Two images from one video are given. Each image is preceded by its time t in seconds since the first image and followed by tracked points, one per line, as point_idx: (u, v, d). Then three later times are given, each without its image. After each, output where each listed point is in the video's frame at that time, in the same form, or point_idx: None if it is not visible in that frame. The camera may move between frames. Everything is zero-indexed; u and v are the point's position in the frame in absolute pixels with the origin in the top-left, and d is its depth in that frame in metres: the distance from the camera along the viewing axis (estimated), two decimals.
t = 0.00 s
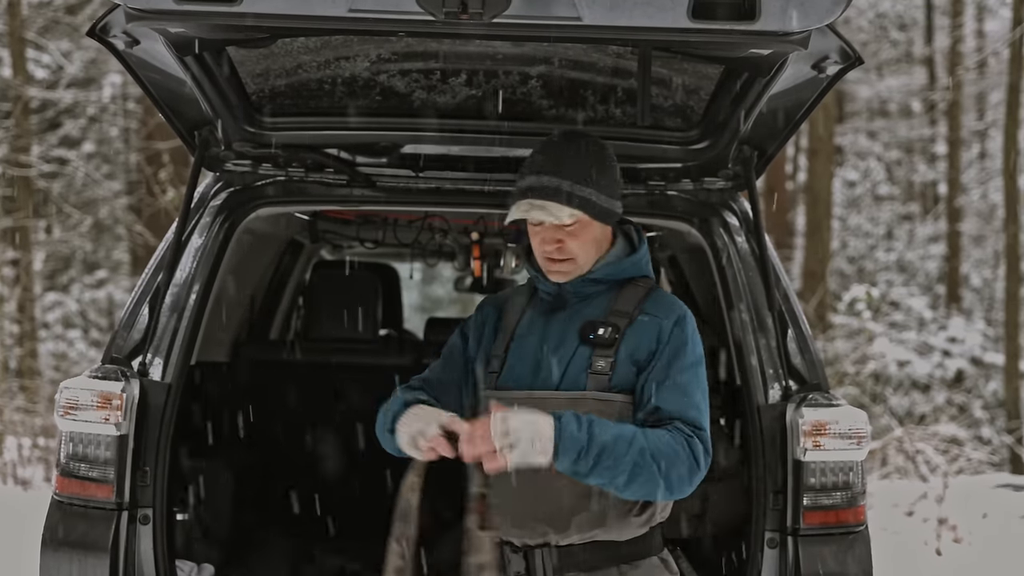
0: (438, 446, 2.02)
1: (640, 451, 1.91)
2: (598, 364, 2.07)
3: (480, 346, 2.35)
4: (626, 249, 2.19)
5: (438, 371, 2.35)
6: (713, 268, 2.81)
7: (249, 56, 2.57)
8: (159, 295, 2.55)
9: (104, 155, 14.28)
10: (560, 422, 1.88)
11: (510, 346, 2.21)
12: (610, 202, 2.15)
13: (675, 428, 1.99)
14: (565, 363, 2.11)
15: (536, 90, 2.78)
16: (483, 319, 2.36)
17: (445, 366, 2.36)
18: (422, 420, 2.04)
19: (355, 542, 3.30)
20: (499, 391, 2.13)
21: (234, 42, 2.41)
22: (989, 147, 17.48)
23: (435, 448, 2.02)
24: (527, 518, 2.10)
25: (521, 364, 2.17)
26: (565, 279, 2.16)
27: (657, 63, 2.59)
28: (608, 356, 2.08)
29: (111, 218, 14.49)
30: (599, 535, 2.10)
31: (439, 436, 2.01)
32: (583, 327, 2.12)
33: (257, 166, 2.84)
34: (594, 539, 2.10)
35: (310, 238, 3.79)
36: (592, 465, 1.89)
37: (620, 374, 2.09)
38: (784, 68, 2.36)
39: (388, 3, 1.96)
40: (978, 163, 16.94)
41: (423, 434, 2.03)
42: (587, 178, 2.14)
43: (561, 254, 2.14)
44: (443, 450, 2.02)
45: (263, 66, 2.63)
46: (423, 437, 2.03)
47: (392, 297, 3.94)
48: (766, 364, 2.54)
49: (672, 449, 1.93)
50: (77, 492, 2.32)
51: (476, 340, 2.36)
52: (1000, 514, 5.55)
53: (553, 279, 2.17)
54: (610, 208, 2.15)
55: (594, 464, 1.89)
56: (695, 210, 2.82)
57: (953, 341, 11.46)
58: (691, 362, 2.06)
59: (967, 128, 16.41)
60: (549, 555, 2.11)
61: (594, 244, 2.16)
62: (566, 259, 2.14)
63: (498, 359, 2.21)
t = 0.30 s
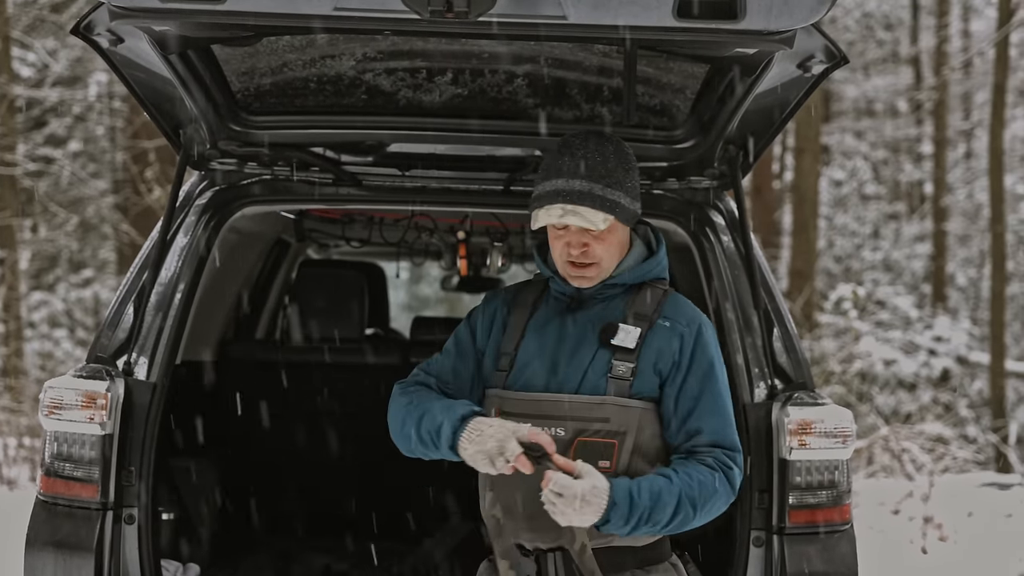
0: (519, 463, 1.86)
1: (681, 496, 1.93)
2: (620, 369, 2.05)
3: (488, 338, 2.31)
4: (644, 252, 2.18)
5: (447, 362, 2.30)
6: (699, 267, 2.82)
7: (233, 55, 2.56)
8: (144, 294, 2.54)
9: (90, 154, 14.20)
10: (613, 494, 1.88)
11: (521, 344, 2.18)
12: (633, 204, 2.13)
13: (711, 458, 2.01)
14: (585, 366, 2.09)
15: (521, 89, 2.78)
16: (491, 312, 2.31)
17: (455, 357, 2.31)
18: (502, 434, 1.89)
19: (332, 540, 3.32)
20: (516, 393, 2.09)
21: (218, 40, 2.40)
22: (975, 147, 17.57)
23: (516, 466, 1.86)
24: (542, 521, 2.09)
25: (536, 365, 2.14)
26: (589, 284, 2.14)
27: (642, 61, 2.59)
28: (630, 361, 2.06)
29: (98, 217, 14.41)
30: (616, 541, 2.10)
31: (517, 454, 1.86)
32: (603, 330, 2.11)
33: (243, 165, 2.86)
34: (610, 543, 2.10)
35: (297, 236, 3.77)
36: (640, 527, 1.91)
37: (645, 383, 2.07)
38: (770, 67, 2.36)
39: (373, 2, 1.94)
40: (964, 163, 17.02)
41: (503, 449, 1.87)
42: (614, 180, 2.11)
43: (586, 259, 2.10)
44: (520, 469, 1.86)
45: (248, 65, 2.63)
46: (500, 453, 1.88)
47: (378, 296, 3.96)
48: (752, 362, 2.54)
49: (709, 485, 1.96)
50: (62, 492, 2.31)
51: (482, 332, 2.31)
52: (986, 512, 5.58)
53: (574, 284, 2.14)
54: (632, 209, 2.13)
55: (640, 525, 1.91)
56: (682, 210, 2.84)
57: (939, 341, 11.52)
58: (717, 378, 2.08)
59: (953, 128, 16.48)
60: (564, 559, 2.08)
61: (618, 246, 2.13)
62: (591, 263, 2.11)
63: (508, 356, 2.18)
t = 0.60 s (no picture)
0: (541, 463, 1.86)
1: (688, 489, 1.96)
2: (636, 376, 2.01)
3: (489, 337, 2.21)
4: (652, 254, 2.14)
5: (451, 376, 2.20)
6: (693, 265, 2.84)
7: (227, 53, 2.55)
8: (138, 292, 2.53)
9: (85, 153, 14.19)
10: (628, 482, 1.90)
11: (526, 345, 2.12)
12: (645, 207, 2.08)
13: (720, 461, 2.03)
14: (597, 373, 2.04)
15: (516, 87, 2.77)
16: (491, 311, 2.22)
17: (456, 369, 2.21)
18: (513, 443, 1.88)
19: (328, 539, 3.31)
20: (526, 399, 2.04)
21: (212, 39, 2.39)
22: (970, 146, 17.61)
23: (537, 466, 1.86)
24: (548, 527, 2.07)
25: (546, 369, 2.08)
26: (600, 286, 2.09)
27: (636, 60, 2.59)
28: (645, 366, 2.02)
29: (92, 215, 14.40)
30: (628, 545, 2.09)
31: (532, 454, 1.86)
32: (617, 334, 2.06)
33: (237, 163, 2.87)
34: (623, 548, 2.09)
35: (291, 235, 3.75)
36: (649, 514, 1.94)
37: (659, 387, 2.05)
38: (764, 65, 2.36)
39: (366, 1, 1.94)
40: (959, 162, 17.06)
41: (521, 457, 1.87)
42: (628, 184, 2.06)
43: (597, 262, 2.05)
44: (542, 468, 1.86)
45: (243, 63, 2.62)
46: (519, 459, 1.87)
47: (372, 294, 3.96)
48: (747, 360, 2.54)
49: (717, 484, 1.98)
50: (55, 491, 2.30)
51: (482, 333, 2.21)
52: (981, 511, 5.59)
53: (585, 286, 2.08)
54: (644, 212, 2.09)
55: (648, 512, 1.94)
56: (676, 208, 2.85)
57: (934, 339, 11.53)
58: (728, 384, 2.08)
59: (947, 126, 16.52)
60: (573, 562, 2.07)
61: (629, 248, 2.08)
62: (602, 267, 2.05)
63: (511, 357, 2.11)
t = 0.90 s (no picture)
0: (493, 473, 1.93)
1: (658, 486, 2.05)
2: (603, 368, 2.09)
3: (444, 332, 2.27)
4: (609, 244, 2.21)
5: (409, 378, 2.27)
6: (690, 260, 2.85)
7: (224, 48, 2.55)
8: (135, 288, 2.53)
9: (82, 149, 14.16)
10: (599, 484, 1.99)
11: (487, 339, 2.18)
12: (598, 195, 2.16)
13: (686, 451, 2.12)
14: (564, 365, 2.12)
15: (513, 83, 2.77)
16: (447, 305, 2.27)
17: (414, 371, 2.27)
18: (464, 452, 1.96)
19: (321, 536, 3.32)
20: (493, 393, 2.10)
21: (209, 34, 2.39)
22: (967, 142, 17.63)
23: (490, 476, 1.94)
24: (525, 525, 2.15)
25: (510, 362, 2.14)
26: (558, 277, 2.16)
27: (633, 55, 2.59)
28: (612, 359, 2.10)
29: (89, 212, 14.37)
30: (596, 542, 2.19)
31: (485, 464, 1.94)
32: (582, 326, 2.14)
33: (233, 159, 2.85)
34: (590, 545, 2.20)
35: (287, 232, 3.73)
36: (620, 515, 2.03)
37: (626, 379, 2.13)
38: (761, 60, 2.36)
39: None
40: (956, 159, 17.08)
41: (474, 467, 1.95)
42: (583, 173, 2.14)
43: (554, 252, 2.13)
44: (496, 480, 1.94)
45: (239, 59, 2.62)
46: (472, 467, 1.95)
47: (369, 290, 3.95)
48: (743, 356, 2.55)
49: (684, 476, 2.08)
50: (52, 486, 2.30)
51: (437, 330, 2.26)
52: (977, 507, 5.61)
53: (543, 276, 2.15)
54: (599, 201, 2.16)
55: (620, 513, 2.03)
56: (672, 203, 2.88)
57: (930, 336, 11.56)
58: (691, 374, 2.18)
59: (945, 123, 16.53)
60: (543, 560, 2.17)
61: (584, 238, 2.15)
62: (559, 257, 2.13)
63: (473, 350, 2.17)
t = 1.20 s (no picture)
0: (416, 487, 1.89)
1: (620, 456, 2.02)
2: (544, 357, 2.08)
3: (382, 333, 2.22)
4: (534, 232, 2.20)
5: (346, 382, 2.19)
6: (696, 252, 2.84)
7: (228, 40, 2.55)
8: (139, 280, 2.53)
9: (87, 141, 14.18)
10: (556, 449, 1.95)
11: (424, 336, 2.14)
12: (516, 183, 2.14)
13: (635, 423, 2.12)
14: (506, 358, 2.10)
15: (517, 75, 2.77)
16: (381, 306, 2.22)
17: (351, 375, 2.20)
18: (388, 467, 1.93)
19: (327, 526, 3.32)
20: (434, 388, 2.03)
21: (212, 26, 2.39)
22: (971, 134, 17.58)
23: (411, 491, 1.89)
24: (479, 520, 2.05)
25: (450, 355, 2.11)
26: (481, 268, 2.15)
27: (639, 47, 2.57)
28: (552, 347, 2.09)
29: (94, 204, 14.38)
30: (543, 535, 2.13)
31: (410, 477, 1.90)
32: (521, 317, 2.14)
33: (238, 151, 2.85)
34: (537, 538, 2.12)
35: (293, 223, 3.68)
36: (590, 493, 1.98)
37: (569, 367, 2.12)
38: (766, 51, 2.35)
39: None
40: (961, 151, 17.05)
41: (393, 479, 1.91)
42: (495, 160, 2.12)
43: (474, 244, 2.11)
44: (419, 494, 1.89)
45: (243, 50, 2.61)
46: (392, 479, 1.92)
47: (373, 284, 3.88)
48: (748, 348, 2.54)
49: (639, 445, 2.07)
50: (58, 477, 2.31)
51: (374, 331, 2.22)
52: (982, 499, 5.61)
53: (469, 269, 2.14)
54: (516, 188, 2.14)
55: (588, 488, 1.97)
56: (678, 195, 2.85)
57: (935, 328, 11.53)
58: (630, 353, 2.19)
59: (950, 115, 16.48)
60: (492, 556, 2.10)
61: (503, 225, 2.14)
62: (479, 249, 2.12)
63: (411, 347, 2.11)
